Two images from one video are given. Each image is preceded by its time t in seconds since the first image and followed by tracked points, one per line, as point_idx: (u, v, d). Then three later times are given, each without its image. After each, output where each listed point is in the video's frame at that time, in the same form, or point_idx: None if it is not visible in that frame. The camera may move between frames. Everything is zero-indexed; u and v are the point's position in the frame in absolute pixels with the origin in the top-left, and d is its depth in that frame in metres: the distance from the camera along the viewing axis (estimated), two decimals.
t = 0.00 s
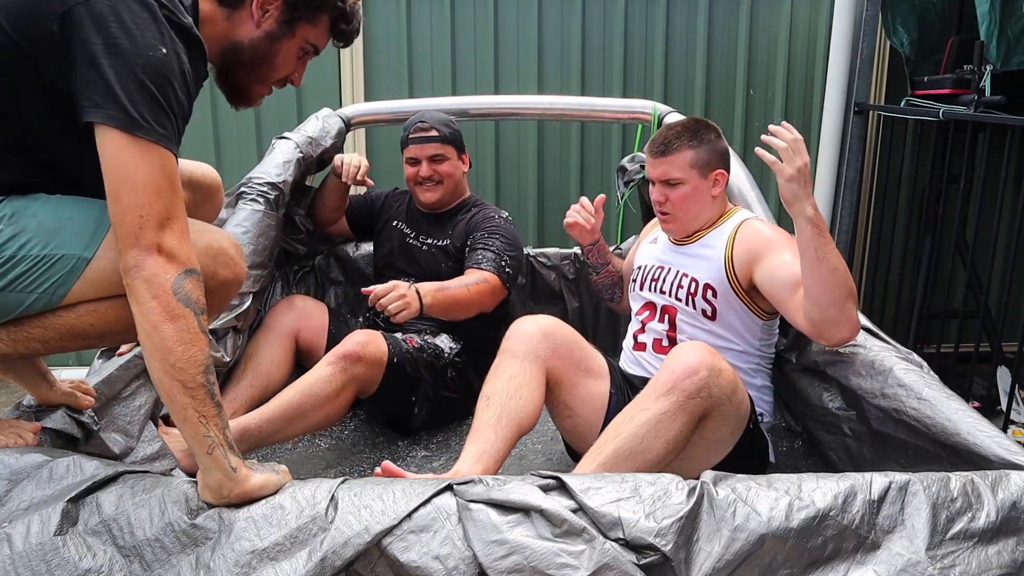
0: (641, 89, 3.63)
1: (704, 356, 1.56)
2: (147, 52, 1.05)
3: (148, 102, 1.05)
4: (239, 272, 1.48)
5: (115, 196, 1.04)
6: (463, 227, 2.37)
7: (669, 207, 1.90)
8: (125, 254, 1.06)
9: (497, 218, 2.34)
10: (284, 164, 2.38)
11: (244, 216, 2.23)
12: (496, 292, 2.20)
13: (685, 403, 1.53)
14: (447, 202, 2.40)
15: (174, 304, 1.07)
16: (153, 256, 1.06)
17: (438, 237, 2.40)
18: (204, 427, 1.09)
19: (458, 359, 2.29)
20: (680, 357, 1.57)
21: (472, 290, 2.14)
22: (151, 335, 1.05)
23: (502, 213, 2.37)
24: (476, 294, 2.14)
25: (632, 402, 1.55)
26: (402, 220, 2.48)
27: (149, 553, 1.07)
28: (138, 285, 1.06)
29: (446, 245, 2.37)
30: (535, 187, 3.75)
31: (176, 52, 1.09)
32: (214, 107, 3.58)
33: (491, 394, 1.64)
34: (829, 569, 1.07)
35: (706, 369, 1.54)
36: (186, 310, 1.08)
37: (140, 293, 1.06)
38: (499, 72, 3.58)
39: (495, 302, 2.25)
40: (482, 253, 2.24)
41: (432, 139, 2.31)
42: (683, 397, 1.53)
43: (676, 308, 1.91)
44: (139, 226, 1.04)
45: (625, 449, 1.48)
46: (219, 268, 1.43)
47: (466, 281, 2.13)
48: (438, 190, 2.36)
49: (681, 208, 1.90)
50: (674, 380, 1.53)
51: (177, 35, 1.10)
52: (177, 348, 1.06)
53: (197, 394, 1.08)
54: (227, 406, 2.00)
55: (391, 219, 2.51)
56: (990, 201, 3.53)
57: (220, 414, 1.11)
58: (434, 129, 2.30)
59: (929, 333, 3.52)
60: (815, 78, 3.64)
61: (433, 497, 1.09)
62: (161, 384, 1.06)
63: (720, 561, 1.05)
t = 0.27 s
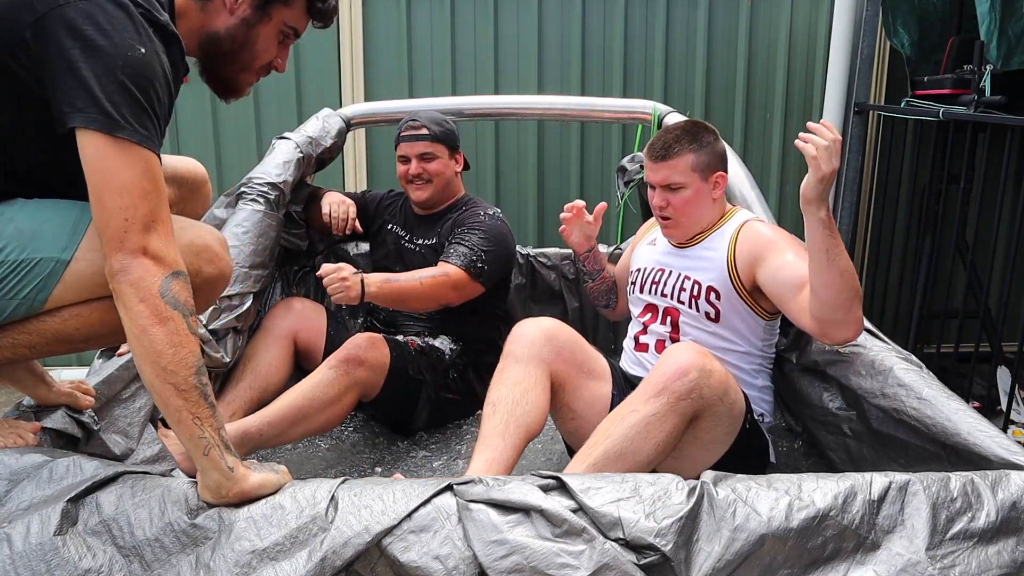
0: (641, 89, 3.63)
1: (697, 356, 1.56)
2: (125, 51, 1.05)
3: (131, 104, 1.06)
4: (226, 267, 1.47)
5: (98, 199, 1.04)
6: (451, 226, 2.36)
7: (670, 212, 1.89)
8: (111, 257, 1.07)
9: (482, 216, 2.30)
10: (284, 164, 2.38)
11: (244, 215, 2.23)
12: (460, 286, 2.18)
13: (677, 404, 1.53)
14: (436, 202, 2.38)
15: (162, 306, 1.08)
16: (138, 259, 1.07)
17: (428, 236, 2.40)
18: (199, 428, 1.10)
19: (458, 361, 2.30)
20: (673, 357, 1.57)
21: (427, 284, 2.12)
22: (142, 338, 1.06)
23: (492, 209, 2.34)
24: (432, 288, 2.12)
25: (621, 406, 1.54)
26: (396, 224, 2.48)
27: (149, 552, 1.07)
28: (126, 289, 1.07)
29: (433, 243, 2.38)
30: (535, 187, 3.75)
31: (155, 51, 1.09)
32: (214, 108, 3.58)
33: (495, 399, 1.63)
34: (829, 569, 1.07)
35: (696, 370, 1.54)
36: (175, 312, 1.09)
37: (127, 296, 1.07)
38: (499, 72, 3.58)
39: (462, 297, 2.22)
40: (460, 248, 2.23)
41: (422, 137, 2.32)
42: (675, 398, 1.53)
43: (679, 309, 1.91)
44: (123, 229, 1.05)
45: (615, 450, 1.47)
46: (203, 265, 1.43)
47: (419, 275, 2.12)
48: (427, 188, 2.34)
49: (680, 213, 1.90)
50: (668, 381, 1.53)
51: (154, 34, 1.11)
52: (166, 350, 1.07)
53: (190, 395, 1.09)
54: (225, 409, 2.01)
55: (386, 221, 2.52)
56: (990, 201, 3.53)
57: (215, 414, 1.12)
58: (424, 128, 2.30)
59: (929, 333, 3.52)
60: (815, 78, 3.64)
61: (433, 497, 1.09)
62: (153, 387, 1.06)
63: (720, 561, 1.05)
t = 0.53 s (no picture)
0: (641, 89, 3.63)
1: (653, 390, 1.55)
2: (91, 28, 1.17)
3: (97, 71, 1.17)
4: (194, 231, 1.47)
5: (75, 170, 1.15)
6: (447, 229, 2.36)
7: (643, 212, 1.93)
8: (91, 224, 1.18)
9: (480, 217, 2.30)
10: (284, 164, 2.39)
11: (245, 217, 2.24)
12: (450, 296, 2.22)
13: (636, 440, 1.51)
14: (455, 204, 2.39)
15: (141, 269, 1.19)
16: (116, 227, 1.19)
17: (426, 235, 2.40)
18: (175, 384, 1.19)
19: (457, 365, 2.30)
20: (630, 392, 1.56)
21: (409, 294, 2.19)
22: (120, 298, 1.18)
23: (491, 210, 2.33)
24: (414, 298, 2.19)
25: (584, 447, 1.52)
26: (395, 223, 2.49)
27: (149, 552, 1.07)
28: (104, 252, 1.18)
29: (432, 241, 2.37)
30: (535, 187, 3.75)
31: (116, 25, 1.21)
32: (214, 108, 3.58)
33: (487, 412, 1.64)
34: (828, 569, 1.07)
35: (652, 404, 1.53)
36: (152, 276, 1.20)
37: (106, 259, 1.18)
38: (499, 72, 3.57)
39: (452, 307, 2.25)
40: (453, 255, 2.24)
41: (447, 140, 2.31)
42: (633, 435, 1.51)
43: (672, 318, 1.89)
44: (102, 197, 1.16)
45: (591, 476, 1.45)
46: (168, 227, 1.42)
47: (402, 285, 2.21)
48: (449, 191, 2.35)
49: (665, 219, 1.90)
50: (624, 424, 1.51)
51: (112, 7, 1.22)
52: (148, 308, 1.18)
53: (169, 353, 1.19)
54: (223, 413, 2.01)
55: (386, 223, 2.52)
56: (990, 201, 3.53)
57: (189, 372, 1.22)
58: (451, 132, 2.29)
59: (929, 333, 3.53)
60: (815, 78, 3.64)
61: (433, 497, 1.09)
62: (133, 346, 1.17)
63: (720, 561, 1.05)
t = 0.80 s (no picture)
0: (641, 89, 3.63)
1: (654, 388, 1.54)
2: None
3: None
4: (178, 221, 1.34)
5: None
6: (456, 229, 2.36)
7: (653, 208, 1.90)
8: None
9: (486, 218, 2.31)
10: (284, 163, 2.38)
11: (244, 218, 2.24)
12: (465, 295, 2.22)
13: (633, 436, 1.51)
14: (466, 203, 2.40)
15: None
16: None
17: (433, 236, 2.40)
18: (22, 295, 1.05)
19: (457, 365, 2.29)
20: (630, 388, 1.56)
21: (421, 292, 2.22)
22: None
23: (498, 210, 2.35)
24: (428, 296, 2.21)
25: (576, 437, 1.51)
26: (397, 225, 2.49)
27: (150, 551, 1.07)
28: None
29: (441, 242, 2.37)
30: (535, 187, 3.75)
31: None
32: (214, 108, 3.59)
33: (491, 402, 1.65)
34: (829, 569, 1.07)
35: (650, 404, 1.53)
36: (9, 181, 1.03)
37: None
38: (499, 72, 3.57)
39: (466, 309, 2.25)
40: (466, 257, 2.25)
41: (462, 136, 2.35)
42: (632, 428, 1.51)
43: (674, 318, 1.89)
44: None
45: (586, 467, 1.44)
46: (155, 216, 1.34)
47: (417, 283, 2.23)
48: (463, 187, 2.35)
49: (673, 214, 1.89)
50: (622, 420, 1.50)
51: None
52: None
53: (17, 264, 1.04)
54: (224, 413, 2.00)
55: (389, 222, 2.51)
56: (990, 201, 3.53)
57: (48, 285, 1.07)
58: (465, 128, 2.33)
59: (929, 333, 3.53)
60: (815, 78, 3.64)
61: (433, 497, 1.09)
62: None
63: (720, 561, 1.05)
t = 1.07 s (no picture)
0: (641, 89, 3.63)
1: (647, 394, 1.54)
2: None
3: None
4: (193, 226, 1.35)
5: None
6: (465, 228, 2.38)
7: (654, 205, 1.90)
8: None
9: (492, 214, 2.36)
10: (284, 163, 2.37)
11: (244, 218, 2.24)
12: (489, 291, 2.24)
13: (630, 444, 1.51)
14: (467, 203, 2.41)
15: None
16: None
17: (439, 236, 2.41)
18: None
19: (457, 366, 2.29)
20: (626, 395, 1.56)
21: (446, 290, 2.22)
22: None
23: (501, 207, 2.40)
24: (451, 293, 2.21)
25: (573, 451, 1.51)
26: (399, 225, 2.48)
27: (151, 552, 1.07)
28: None
29: (449, 243, 2.39)
30: (535, 187, 3.75)
31: None
32: (214, 108, 3.59)
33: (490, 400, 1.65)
34: (829, 569, 1.07)
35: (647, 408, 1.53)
36: None
37: None
38: (499, 71, 3.57)
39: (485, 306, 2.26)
40: (484, 253, 2.29)
41: (467, 137, 2.37)
42: (629, 438, 1.51)
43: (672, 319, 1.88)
44: None
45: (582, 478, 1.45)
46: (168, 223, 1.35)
47: (440, 283, 2.24)
48: (467, 187, 2.36)
49: (672, 213, 1.89)
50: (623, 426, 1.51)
51: None
52: None
53: None
54: (224, 414, 2.00)
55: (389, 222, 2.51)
56: (990, 201, 3.54)
57: None
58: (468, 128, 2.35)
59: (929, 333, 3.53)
60: (815, 79, 3.64)
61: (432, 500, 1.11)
62: None
63: (720, 561, 1.05)
